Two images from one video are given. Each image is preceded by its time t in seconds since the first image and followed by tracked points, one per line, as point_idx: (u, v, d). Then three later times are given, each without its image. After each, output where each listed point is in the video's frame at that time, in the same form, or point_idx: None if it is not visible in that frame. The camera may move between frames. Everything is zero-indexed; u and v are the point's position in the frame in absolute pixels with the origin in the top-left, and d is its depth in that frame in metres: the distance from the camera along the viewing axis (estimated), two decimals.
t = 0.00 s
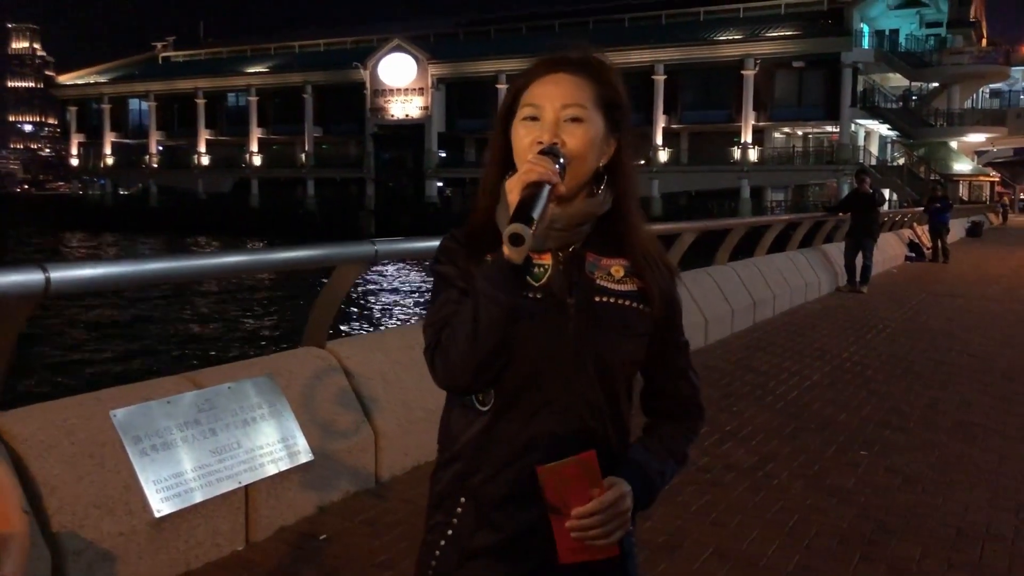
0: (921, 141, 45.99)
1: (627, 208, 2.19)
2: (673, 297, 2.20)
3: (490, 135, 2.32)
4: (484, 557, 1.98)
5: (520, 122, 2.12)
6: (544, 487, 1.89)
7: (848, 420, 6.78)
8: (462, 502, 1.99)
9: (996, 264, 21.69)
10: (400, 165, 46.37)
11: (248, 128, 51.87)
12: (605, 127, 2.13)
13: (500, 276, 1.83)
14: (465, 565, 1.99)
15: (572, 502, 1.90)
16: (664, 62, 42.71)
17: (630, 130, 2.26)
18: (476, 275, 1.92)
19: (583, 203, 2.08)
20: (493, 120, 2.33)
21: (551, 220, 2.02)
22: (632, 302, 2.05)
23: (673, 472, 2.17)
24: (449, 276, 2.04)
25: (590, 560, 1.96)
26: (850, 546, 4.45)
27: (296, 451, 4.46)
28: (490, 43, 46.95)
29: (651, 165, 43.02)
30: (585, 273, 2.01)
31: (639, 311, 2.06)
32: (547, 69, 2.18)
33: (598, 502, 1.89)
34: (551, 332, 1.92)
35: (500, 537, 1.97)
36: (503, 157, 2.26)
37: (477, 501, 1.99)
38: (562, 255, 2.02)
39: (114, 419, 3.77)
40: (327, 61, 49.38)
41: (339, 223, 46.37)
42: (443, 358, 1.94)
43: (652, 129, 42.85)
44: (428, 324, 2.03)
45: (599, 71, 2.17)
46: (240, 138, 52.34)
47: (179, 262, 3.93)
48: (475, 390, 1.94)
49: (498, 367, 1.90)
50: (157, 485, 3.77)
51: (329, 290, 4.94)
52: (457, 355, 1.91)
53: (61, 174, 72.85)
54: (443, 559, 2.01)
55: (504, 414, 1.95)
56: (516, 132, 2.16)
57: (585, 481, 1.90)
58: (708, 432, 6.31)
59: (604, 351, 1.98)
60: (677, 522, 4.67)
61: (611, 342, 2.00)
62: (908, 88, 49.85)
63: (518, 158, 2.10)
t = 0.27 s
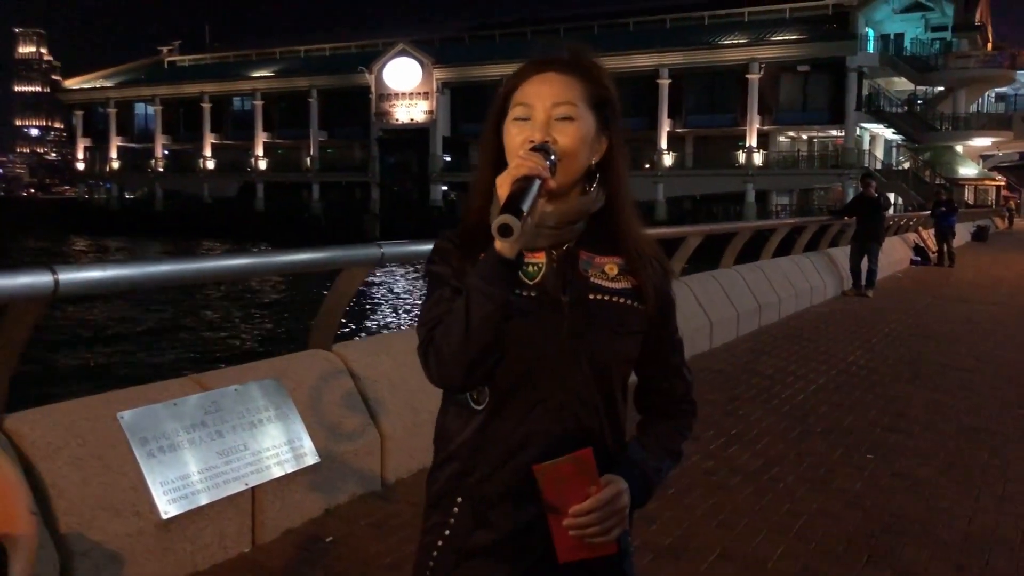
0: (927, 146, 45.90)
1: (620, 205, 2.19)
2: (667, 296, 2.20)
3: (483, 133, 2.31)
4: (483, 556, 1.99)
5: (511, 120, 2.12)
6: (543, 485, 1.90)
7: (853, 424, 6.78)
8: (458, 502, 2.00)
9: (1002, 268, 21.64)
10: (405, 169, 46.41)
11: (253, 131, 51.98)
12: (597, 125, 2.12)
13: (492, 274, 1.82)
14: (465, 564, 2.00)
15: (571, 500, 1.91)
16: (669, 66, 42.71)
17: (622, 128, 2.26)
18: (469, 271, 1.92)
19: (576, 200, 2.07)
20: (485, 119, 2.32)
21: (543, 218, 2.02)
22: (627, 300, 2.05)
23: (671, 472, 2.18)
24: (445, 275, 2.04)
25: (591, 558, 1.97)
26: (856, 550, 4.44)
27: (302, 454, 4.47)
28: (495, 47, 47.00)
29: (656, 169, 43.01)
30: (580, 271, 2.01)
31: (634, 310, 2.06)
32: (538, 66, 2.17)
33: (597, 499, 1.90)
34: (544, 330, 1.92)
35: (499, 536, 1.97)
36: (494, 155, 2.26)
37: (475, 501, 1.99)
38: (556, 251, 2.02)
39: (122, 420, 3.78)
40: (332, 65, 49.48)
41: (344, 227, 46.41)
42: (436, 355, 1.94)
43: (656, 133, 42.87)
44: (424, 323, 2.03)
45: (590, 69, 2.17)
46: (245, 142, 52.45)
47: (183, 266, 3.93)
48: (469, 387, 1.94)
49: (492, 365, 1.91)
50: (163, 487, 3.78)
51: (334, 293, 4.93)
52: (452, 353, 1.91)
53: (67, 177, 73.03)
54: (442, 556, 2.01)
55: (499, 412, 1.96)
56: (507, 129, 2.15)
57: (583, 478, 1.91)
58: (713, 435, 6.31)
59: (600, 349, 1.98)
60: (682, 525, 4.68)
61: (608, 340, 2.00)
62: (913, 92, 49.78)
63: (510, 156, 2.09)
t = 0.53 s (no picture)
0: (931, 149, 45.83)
1: (613, 207, 2.19)
2: (660, 297, 2.20)
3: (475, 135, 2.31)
4: (484, 559, 1.99)
5: (503, 124, 2.11)
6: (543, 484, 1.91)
7: (859, 427, 6.76)
8: (457, 506, 2.00)
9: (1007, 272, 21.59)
10: (409, 173, 46.41)
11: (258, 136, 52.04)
12: (588, 126, 2.12)
13: (488, 272, 1.82)
14: (466, 565, 1.99)
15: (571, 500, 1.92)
16: (673, 70, 42.69)
17: (614, 130, 2.25)
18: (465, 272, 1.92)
19: (568, 201, 2.06)
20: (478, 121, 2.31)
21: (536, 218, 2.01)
22: (621, 300, 2.05)
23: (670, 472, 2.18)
24: (440, 278, 2.05)
25: (592, 557, 1.98)
26: (861, 554, 4.44)
27: (307, 457, 4.47)
28: (499, 51, 47.04)
29: (660, 173, 42.97)
30: (574, 272, 2.01)
31: (629, 309, 2.06)
32: (530, 68, 2.17)
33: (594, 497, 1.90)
34: (539, 331, 1.92)
35: (499, 536, 1.97)
36: (487, 156, 2.26)
37: (475, 503, 1.99)
38: (551, 253, 2.01)
39: (128, 424, 3.79)
40: (336, 69, 49.54)
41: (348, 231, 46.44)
42: (433, 356, 1.94)
43: (661, 137, 42.85)
44: (420, 325, 2.04)
45: (580, 70, 2.16)
46: (249, 146, 52.51)
47: (187, 270, 3.93)
48: (466, 388, 1.95)
49: (488, 366, 1.91)
50: (169, 490, 3.78)
51: (339, 297, 4.93)
52: (448, 354, 1.91)
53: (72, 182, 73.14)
54: (442, 558, 2.01)
55: (496, 413, 1.95)
56: (500, 131, 2.15)
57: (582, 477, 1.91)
58: (718, 439, 6.30)
59: (597, 350, 1.98)
60: (687, 529, 4.67)
61: (604, 341, 2.00)
62: (918, 96, 49.70)
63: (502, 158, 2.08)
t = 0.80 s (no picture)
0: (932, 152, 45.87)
1: (607, 211, 2.19)
2: (654, 300, 2.21)
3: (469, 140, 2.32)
4: (484, 562, 1.99)
5: (497, 130, 2.12)
6: (540, 486, 1.91)
7: (861, 430, 6.76)
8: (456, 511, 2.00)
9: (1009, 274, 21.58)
10: (411, 176, 46.44)
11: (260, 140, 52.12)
12: (581, 129, 2.13)
13: (484, 275, 1.83)
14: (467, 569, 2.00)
15: (569, 501, 1.93)
16: (674, 73, 42.73)
17: (606, 135, 2.26)
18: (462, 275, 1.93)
19: (564, 206, 2.07)
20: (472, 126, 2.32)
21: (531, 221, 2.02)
22: (616, 302, 2.06)
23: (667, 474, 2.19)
24: (437, 282, 2.06)
25: (591, 559, 1.98)
26: (864, 556, 4.44)
27: (310, 461, 4.48)
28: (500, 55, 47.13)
29: (662, 176, 43.01)
30: (570, 274, 2.01)
31: (624, 311, 2.07)
32: (523, 73, 2.18)
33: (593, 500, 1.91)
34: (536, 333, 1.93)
35: (499, 539, 1.98)
36: (481, 161, 2.26)
37: (474, 506, 1.99)
38: (547, 256, 2.02)
39: (132, 428, 3.80)
40: (338, 73, 49.63)
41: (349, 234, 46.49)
42: (433, 359, 1.95)
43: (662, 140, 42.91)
44: (418, 329, 2.04)
45: (573, 74, 2.17)
46: (251, 150, 52.61)
47: (191, 274, 3.95)
48: (463, 391, 1.95)
49: (485, 369, 1.92)
50: (173, 494, 3.79)
51: (340, 301, 4.94)
52: (448, 357, 1.91)
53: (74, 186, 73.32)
54: (442, 560, 2.02)
55: (493, 416, 1.96)
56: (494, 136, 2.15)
57: (580, 479, 1.92)
58: (720, 442, 6.30)
59: (592, 352, 1.99)
60: (689, 532, 4.67)
61: (601, 343, 2.00)
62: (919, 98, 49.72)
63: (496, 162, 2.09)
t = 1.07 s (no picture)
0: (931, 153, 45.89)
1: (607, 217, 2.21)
2: (654, 303, 2.22)
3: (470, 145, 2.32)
4: (487, 566, 1.99)
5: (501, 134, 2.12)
6: (547, 488, 1.92)
7: (861, 432, 6.77)
8: (461, 515, 2.01)
9: (1009, 275, 21.58)
10: (409, 179, 46.37)
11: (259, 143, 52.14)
12: (585, 135, 2.13)
13: (491, 279, 1.83)
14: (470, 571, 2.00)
15: (574, 503, 1.93)
16: (673, 75, 42.69)
17: (608, 139, 2.27)
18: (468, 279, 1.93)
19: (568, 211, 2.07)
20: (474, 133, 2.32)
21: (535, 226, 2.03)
22: (617, 306, 2.07)
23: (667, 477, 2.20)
24: (439, 286, 2.06)
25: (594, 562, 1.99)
26: (865, 558, 4.44)
27: (311, 465, 4.48)
28: (499, 57, 47.16)
29: (661, 178, 43.01)
30: (572, 280, 2.02)
31: (625, 316, 2.08)
32: (528, 78, 2.18)
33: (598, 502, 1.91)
34: (541, 337, 1.93)
35: (503, 543, 1.98)
36: (482, 166, 2.27)
37: (478, 510, 2.00)
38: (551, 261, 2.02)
39: (132, 433, 3.79)
40: (337, 77, 49.67)
41: (349, 237, 46.47)
42: (440, 364, 1.95)
43: (661, 142, 42.92)
44: (423, 334, 2.04)
45: (577, 80, 2.18)
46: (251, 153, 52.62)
47: (192, 278, 3.95)
48: (468, 396, 1.96)
49: (493, 373, 1.92)
50: (174, 498, 3.79)
51: (341, 306, 4.94)
52: (454, 361, 1.91)
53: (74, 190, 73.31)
54: (446, 564, 2.02)
55: (498, 420, 1.96)
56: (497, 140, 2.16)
57: (584, 482, 1.93)
58: (720, 444, 6.30)
59: (596, 354, 2.00)
60: (690, 535, 4.67)
61: (602, 346, 2.01)
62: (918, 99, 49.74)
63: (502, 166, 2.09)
